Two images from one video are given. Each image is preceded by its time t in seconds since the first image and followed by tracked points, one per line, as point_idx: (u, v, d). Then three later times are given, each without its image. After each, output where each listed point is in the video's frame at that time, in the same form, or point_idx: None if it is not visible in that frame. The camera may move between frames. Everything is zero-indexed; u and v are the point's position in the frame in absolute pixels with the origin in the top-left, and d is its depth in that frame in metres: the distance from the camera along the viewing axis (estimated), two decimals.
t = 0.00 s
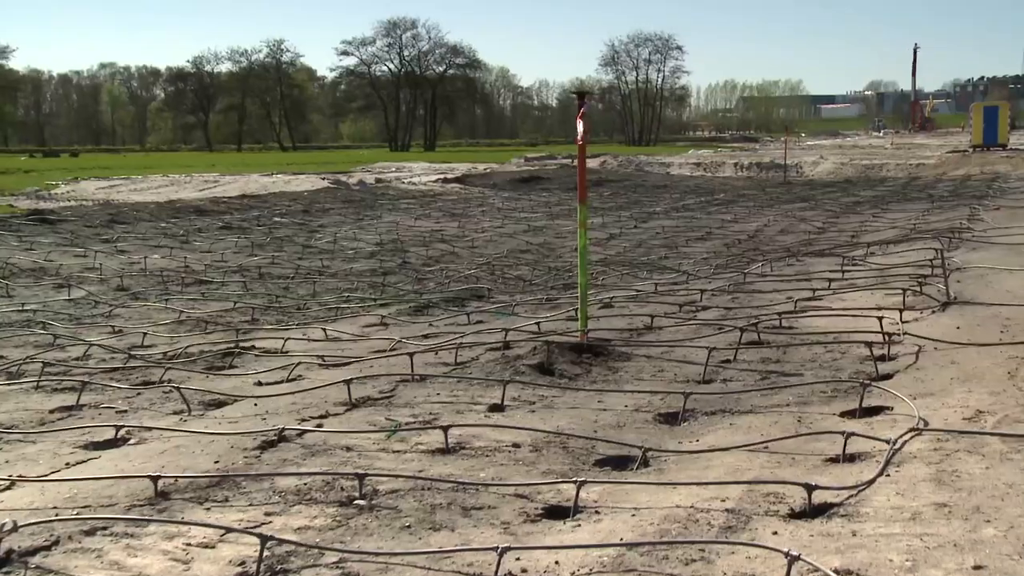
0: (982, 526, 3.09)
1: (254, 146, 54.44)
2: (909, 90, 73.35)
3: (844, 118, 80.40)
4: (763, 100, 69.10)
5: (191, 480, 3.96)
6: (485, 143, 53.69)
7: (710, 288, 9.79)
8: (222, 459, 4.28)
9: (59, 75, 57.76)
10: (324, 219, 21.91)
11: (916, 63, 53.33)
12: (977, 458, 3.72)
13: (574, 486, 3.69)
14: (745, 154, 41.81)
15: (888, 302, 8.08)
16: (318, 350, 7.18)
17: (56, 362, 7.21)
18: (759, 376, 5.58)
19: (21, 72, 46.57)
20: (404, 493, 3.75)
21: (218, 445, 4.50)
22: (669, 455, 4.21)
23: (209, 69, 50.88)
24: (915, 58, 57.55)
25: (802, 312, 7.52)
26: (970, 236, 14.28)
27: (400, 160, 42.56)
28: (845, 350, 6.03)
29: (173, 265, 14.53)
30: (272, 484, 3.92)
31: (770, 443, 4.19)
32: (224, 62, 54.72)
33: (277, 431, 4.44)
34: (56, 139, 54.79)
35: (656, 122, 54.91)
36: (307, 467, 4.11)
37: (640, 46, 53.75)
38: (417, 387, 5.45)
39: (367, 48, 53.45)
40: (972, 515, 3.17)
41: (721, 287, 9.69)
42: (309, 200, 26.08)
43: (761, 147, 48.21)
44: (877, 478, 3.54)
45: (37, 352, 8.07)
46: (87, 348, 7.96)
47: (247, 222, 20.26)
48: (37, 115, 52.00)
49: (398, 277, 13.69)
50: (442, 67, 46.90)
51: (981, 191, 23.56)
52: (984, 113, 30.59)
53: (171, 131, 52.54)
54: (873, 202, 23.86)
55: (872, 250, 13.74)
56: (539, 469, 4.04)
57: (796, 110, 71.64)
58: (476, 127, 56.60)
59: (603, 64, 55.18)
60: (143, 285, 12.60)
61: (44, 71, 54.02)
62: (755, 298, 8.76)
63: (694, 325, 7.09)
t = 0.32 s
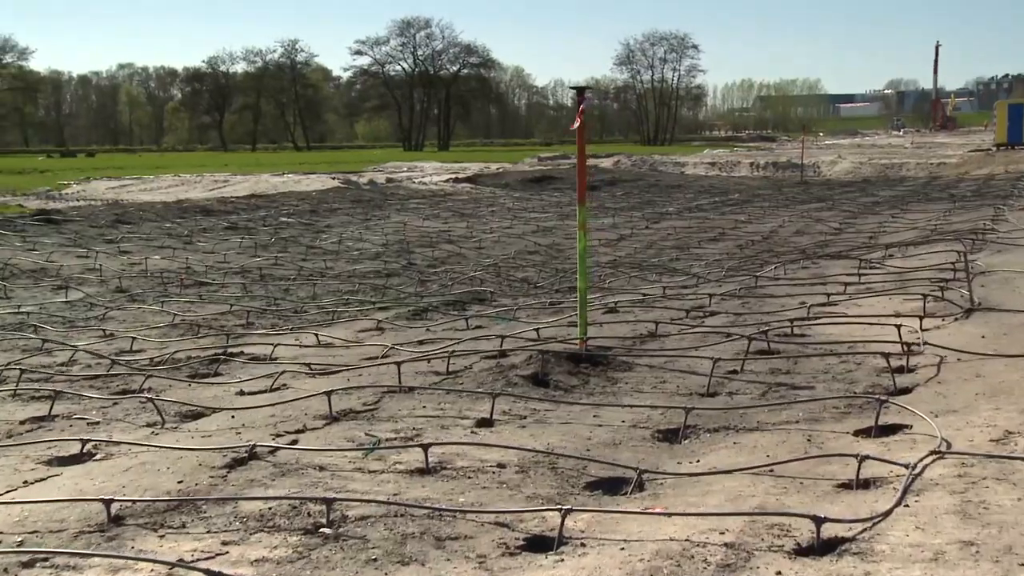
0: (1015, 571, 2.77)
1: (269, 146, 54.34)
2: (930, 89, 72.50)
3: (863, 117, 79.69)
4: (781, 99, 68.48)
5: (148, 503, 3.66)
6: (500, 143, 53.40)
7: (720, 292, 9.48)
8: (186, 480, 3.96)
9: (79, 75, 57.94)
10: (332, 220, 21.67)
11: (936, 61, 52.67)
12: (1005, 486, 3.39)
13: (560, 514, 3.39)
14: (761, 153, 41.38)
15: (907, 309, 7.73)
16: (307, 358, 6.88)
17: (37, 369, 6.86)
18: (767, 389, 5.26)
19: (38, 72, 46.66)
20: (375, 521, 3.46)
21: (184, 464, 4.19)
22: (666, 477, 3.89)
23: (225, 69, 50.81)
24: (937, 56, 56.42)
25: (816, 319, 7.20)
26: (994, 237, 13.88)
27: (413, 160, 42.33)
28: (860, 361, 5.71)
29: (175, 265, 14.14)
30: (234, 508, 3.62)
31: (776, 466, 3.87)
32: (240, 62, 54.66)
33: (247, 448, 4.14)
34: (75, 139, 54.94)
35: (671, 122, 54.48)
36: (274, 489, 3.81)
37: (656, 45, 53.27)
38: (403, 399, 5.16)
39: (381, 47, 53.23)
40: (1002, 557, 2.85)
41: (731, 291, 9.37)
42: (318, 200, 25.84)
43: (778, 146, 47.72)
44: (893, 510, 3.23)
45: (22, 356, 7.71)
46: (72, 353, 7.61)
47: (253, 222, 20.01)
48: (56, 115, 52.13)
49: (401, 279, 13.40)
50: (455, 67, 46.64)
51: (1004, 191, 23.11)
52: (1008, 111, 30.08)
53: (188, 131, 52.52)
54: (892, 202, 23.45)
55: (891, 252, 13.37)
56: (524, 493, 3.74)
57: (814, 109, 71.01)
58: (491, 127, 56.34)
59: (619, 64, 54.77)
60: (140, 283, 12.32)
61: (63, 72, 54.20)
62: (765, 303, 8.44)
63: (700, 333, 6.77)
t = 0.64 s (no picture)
0: None
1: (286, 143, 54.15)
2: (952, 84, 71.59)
3: (883, 113, 78.91)
4: (800, 95, 67.84)
5: (86, 531, 3.35)
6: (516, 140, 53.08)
7: (729, 295, 9.16)
8: (134, 501, 3.64)
9: (99, 74, 57.99)
10: (340, 218, 21.41)
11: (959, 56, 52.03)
12: None
13: (530, 550, 3.08)
14: (778, 150, 40.98)
15: (923, 315, 7.40)
16: (291, 365, 6.55)
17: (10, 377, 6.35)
18: (771, 404, 4.94)
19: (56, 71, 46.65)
20: (328, 554, 3.16)
21: (137, 482, 3.86)
22: (653, 506, 3.57)
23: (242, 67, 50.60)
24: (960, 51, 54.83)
25: (825, 327, 6.88)
26: (1016, 237, 13.50)
27: (426, 157, 42.05)
28: (871, 373, 5.38)
29: (175, 265, 13.70)
30: (179, 537, 3.32)
31: (773, 494, 3.55)
32: (257, 59, 54.50)
33: (203, 468, 3.82)
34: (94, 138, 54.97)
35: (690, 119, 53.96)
36: (227, 515, 3.49)
37: (674, 40, 52.80)
38: (382, 412, 4.86)
39: (397, 44, 52.93)
40: None
41: (740, 295, 9.06)
42: (326, 198, 25.57)
43: (796, 143, 47.20)
44: (902, 551, 2.90)
45: None
46: (52, 359, 7.06)
47: (258, 220, 19.75)
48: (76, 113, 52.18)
49: (403, 281, 13.08)
50: (471, 63, 46.33)
51: None
52: None
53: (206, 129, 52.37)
54: (912, 199, 23.05)
55: (909, 253, 13.03)
56: (497, 522, 3.42)
57: (833, 106, 70.33)
58: (508, 123, 56.01)
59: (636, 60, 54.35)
60: (135, 282, 12.02)
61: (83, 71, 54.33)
62: (774, 308, 8.13)
63: (703, 343, 6.44)
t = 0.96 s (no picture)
0: None
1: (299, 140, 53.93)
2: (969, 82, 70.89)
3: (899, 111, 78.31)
4: (816, 93, 67.30)
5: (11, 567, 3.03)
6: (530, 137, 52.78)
7: (735, 298, 8.84)
8: (74, 529, 3.32)
9: (114, 72, 57.91)
10: (344, 216, 21.10)
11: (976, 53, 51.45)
12: None
13: None
14: (793, 147, 40.49)
15: (936, 321, 7.08)
16: (271, 373, 6.21)
17: None
18: (774, 421, 4.60)
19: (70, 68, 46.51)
20: None
21: (81, 505, 3.54)
22: (637, 538, 3.25)
23: (255, 64, 50.37)
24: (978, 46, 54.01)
25: (834, 335, 6.56)
26: None
27: (437, 154, 41.75)
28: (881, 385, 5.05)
29: (172, 264, 13.37)
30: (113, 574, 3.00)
31: (770, 527, 3.22)
32: (270, 57, 54.31)
33: (152, 492, 3.50)
34: (110, 135, 54.87)
35: (704, 116, 53.50)
36: (169, 548, 3.17)
37: (688, 37, 52.38)
38: (356, 426, 4.53)
39: (410, 41, 52.64)
40: None
41: (747, 298, 8.73)
42: (332, 196, 25.26)
43: (810, 140, 46.75)
44: None
45: None
46: (26, 365, 6.58)
47: (262, 219, 19.46)
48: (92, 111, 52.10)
49: (402, 281, 12.79)
50: (484, 61, 46.05)
51: None
52: None
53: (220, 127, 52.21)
54: (928, 198, 22.66)
55: (923, 253, 12.66)
56: (465, 558, 3.11)
57: (849, 103, 69.74)
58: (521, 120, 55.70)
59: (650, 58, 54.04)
60: (127, 282, 11.73)
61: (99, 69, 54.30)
62: (780, 312, 7.81)
63: (704, 353, 6.11)
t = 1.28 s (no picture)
0: None
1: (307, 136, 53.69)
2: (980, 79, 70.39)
3: (909, 107, 77.87)
4: (825, 90, 66.94)
5: None
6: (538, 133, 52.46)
7: (734, 302, 8.53)
8: None
9: (123, 67, 57.66)
10: (344, 214, 20.83)
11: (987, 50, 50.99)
12: None
13: None
14: (802, 144, 40.14)
15: (943, 327, 6.77)
16: (243, 383, 5.90)
17: None
18: (768, 440, 4.29)
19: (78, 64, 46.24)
20: None
21: (6, 538, 3.24)
22: None
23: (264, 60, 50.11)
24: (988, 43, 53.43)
25: (834, 344, 6.25)
26: None
27: (443, 151, 41.50)
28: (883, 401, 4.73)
29: (162, 263, 13.11)
30: None
31: (756, 569, 2.94)
32: (277, 52, 54.08)
33: (82, 526, 3.20)
34: (119, 131, 54.63)
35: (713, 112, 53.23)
36: None
37: (697, 34, 52.11)
38: (319, 444, 4.24)
39: (418, 37, 52.32)
40: None
41: (748, 302, 8.43)
42: (334, 193, 24.99)
43: (819, 138, 46.33)
44: None
45: None
46: None
47: (260, 216, 19.18)
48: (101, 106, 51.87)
49: (397, 282, 12.49)
50: (493, 57, 45.85)
51: None
52: None
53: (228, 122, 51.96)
54: (937, 195, 22.31)
55: (931, 253, 12.34)
56: None
57: (860, 100, 69.26)
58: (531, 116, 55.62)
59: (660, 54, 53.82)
60: (114, 282, 11.46)
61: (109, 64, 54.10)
62: (780, 318, 7.49)
63: (696, 364, 5.81)
